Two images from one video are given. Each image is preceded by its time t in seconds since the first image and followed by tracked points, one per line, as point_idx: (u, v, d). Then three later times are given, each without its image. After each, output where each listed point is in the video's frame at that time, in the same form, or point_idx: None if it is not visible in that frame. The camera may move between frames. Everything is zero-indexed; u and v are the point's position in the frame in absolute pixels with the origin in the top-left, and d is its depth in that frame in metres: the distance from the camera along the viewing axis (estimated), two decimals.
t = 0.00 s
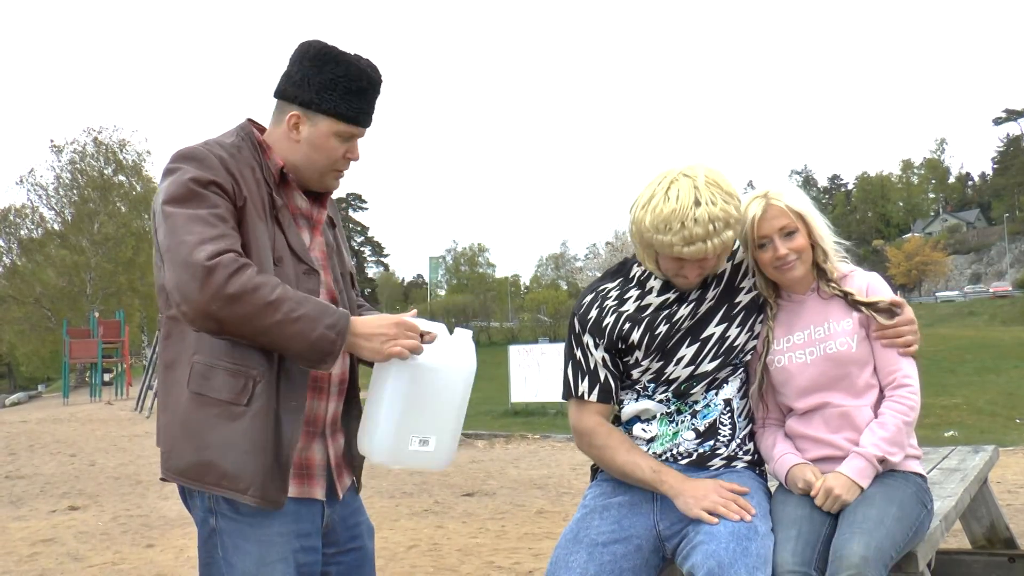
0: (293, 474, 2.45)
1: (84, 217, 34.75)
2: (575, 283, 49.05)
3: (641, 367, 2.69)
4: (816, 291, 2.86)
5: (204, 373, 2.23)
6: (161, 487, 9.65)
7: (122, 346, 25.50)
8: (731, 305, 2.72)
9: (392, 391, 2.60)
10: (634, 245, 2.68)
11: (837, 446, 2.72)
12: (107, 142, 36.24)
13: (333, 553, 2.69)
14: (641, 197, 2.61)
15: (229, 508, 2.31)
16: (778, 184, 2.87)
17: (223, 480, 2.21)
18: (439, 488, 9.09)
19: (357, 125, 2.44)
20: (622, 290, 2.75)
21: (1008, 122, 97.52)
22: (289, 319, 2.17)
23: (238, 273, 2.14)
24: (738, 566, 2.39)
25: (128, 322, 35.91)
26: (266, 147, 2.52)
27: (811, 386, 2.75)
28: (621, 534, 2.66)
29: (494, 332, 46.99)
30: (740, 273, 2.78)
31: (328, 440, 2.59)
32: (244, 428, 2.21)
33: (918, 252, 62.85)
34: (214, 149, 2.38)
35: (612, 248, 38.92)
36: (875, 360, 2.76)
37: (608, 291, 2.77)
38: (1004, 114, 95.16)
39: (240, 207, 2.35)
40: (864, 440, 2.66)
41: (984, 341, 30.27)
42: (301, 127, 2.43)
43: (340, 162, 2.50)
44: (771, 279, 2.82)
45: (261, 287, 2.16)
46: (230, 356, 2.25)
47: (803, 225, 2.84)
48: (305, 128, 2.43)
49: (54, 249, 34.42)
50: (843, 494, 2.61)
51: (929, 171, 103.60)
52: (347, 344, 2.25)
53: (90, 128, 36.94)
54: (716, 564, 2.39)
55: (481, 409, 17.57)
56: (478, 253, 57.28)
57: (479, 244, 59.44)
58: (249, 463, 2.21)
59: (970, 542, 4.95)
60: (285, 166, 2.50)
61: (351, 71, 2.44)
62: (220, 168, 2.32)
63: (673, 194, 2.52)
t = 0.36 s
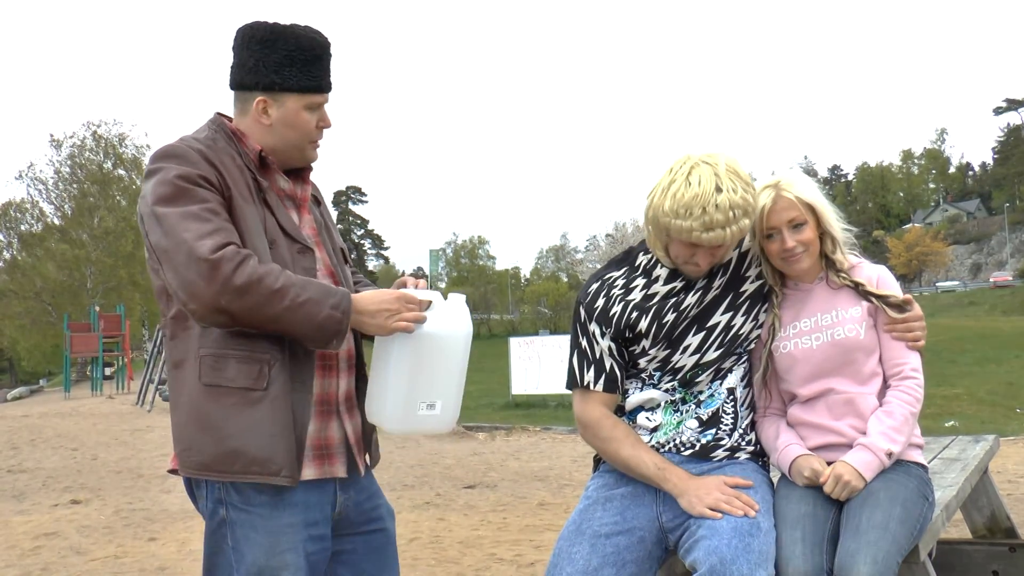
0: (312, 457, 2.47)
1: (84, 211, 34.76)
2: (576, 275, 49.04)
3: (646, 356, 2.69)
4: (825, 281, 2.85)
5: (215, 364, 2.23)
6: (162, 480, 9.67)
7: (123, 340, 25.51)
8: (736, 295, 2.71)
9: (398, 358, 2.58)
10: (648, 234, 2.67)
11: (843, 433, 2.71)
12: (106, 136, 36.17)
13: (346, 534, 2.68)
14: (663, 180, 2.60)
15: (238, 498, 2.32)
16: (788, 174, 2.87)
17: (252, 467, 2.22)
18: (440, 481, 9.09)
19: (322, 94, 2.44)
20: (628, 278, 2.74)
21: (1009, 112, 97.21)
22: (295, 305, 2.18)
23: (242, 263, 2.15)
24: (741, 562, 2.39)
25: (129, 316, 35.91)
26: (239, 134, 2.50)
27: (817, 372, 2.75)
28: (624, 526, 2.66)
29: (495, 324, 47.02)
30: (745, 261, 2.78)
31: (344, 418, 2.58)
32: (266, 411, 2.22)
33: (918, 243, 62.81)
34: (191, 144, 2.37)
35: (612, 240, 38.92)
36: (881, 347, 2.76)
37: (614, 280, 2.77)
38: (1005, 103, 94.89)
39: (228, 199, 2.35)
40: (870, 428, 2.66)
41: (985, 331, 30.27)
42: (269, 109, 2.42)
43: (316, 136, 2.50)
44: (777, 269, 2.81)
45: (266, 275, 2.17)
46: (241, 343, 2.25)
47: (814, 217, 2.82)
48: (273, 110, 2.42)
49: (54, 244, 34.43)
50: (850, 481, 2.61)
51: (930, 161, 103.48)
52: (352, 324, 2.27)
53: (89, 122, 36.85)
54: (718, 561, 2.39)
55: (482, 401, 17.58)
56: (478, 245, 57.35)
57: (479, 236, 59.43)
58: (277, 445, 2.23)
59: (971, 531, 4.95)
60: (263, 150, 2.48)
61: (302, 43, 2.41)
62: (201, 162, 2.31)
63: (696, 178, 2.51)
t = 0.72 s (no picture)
0: (322, 448, 2.47)
1: (85, 204, 34.79)
2: (576, 270, 49.06)
3: (644, 353, 2.69)
4: (825, 277, 2.85)
5: (217, 362, 2.23)
6: (162, 473, 9.69)
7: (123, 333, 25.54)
8: (733, 291, 2.71)
9: (395, 367, 2.51)
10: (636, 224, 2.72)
11: (842, 430, 2.71)
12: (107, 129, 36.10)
13: (352, 531, 2.67)
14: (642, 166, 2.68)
15: (245, 489, 2.33)
16: (787, 172, 2.85)
17: (253, 463, 2.22)
18: (440, 475, 9.10)
19: (321, 83, 2.43)
20: (625, 275, 2.75)
21: (1010, 108, 97.07)
22: (282, 309, 2.16)
23: (230, 265, 2.15)
24: (742, 553, 2.39)
25: (129, 310, 35.94)
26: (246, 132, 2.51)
27: (816, 370, 2.75)
28: (623, 520, 2.66)
29: (495, 318, 47.07)
30: (742, 259, 2.78)
31: (354, 411, 2.57)
32: (266, 407, 2.22)
33: (919, 239, 62.80)
34: (194, 143, 2.38)
35: (612, 235, 38.94)
36: (883, 344, 2.76)
37: (611, 277, 2.77)
38: (1006, 100, 94.77)
39: (228, 198, 2.35)
40: (870, 425, 2.66)
41: (985, 327, 30.27)
42: (272, 104, 2.42)
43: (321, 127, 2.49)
44: (777, 267, 2.81)
45: (254, 278, 2.16)
46: (240, 342, 2.25)
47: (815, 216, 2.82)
48: (275, 105, 2.42)
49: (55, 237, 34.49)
50: (850, 476, 2.61)
51: (931, 158, 103.42)
52: (343, 331, 2.22)
53: (90, 116, 36.84)
54: (718, 552, 2.39)
55: (482, 396, 17.60)
56: (478, 240, 57.43)
57: (479, 231, 59.45)
58: (277, 441, 2.23)
59: (970, 527, 4.95)
60: (267, 146, 2.48)
61: (298, 34, 2.40)
62: (200, 161, 2.31)
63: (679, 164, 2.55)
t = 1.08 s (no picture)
0: (309, 440, 2.46)
1: (85, 199, 34.83)
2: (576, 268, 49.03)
3: (643, 349, 2.69)
4: (821, 276, 2.84)
5: (215, 341, 2.37)
6: (161, 469, 9.68)
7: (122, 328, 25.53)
8: (734, 289, 2.71)
9: (341, 393, 2.34)
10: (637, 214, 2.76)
11: (840, 428, 2.71)
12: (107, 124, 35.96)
13: (351, 529, 2.65)
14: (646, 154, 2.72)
15: (239, 476, 2.41)
16: (782, 168, 2.84)
17: (227, 442, 2.30)
18: (438, 472, 9.11)
19: (373, 91, 2.49)
20: (627, 270, 2.76)
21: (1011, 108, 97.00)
22: (241, 302, 2.20)
23: (207, 249, 2.23)
24: (738, 551, 2.39)
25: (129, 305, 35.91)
26: (295, 127, 2.60)
27: (814, 369, 2.75)
28: (620, 518, 2.66)
29: (495, 316, 47.10)
30: (743, 257, 2.78)
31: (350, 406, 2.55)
32: (246, 391, 2.31)
33: (919, 238, 62.78)
34: (235, 132, 2.52)
35: (613, 233, 38.91)
36: (879, 343, 2.76)
37: (613, 270, 2.78)
38: (1007, 99, 94.70)
39: (243, 186, 2.45)
40: (866, 424, 2.66)
41: (984, 327, 30.27)
42: (322, 105, 2.49)
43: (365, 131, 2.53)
44: (775, 266, 2.80)
45: (224, 267, 2.22)
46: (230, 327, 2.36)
47: (808, 210, 2.80)
48: (326, 106, 2.49)
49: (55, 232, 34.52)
50: (844, 475, 2.61)
51: (931, 157, 103.39)
52: (296, 340, 2.22)
53: (90, 111, 36.75)
54: (714, 550, 2.38)
55: (481, 393, 17.60)
56: (478, 237, 57.51)
57: (479, 228, 59.45)
58: (250, 425, 2.30)
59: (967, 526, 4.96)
60: (307, 144, 2.55)
61: (357, 41, 2.47)
62: (226, 146, 2.45)
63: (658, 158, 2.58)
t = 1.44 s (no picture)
0: (285, 439, 2.46)
1: (84, 196, 34.90)
2: (574, 267, 49.09)
3: (645, 348, 2.69)
4: (825, 276, 2.84)
5: (222, 328, 2.43)
6: (160, 466, 9.68)
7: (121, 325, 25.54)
8: (736, 288, 2.71)
9: (337, 398, 2.36)
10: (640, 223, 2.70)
11: (842, 428, 2.72)
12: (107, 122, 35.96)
13: (347, 528, 2.66)
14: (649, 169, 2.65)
15: (232, 471, 2.43)
16: (795, 165, 2.85)
17: (211, 426, 2.35)
18: (437, 471, 9.11)
19: (421, 127, 2.47)
20: (628, 269, 2.75)
21: (1010, 109, 97.05)
22: (248, 293, 2.24)
23: (227, 239, 2.29)
24: (741, 561, 2.39)
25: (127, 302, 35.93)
26: (341, 138, 2.62)
27: (816, 367, 2.75)
28: (621, 518, 2.66)
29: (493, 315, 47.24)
30: (746, 255, 2.78)
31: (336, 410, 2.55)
32: (238, 380, 2.36)
33: (917, 240, 62.84)
34: (281, 131, 2.59)
35: (611, 232, 38.94)
36: (882, 343, 2.76)
37: (614, 271, 2.78)
38: (1007, 101, 94.77)
39: (274, 185, 2.51)
40: (870, 425, 2.66)
41: (982, 329, 30.31)
42: (370, 124, 2.51)
43: (406, 158, 2.54)
44: (779, 262, 2.81)
45: (238, 257, 2.27)
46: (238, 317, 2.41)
47: (819, 209, 2.81)
48: (373, 125, 2.50)
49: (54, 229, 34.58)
50: (850, 477, 2.62)
51: (930, 158, 103.51)
52: (293, 338, 2.23)
53: (90, 108, 36.76)
54: (717, 560, 2.39)
55: (479, 391, 17.62)
56: (477, 236, 57.62)
57: (478, 227, 59.53)
58: (234, 415, 2.34)
59: (965, 527, 4.96)
60: (349, 156, 2.58)
61: (417, 73, 2.48)
62: (267, 142, 2.52)
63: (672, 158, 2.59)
